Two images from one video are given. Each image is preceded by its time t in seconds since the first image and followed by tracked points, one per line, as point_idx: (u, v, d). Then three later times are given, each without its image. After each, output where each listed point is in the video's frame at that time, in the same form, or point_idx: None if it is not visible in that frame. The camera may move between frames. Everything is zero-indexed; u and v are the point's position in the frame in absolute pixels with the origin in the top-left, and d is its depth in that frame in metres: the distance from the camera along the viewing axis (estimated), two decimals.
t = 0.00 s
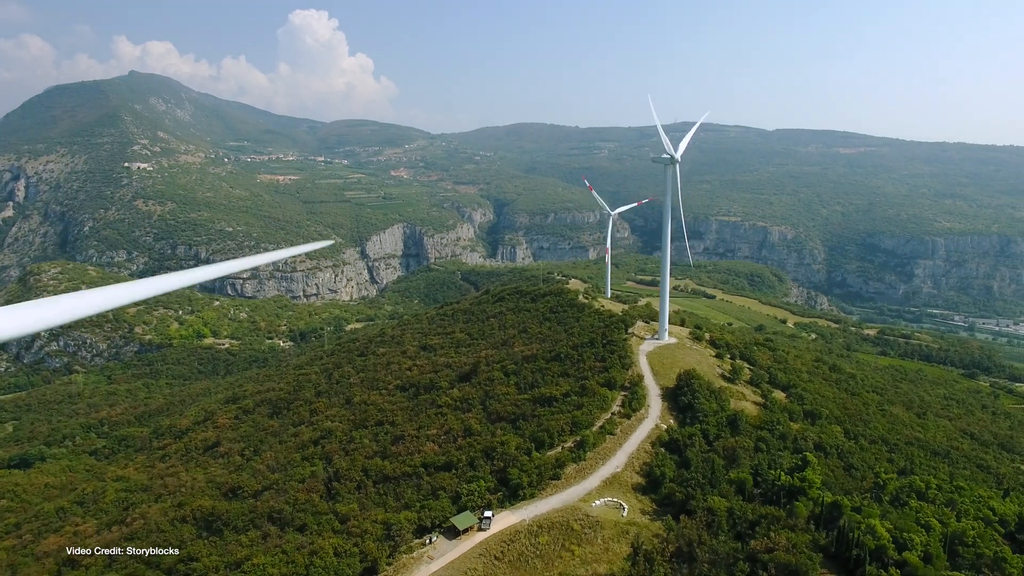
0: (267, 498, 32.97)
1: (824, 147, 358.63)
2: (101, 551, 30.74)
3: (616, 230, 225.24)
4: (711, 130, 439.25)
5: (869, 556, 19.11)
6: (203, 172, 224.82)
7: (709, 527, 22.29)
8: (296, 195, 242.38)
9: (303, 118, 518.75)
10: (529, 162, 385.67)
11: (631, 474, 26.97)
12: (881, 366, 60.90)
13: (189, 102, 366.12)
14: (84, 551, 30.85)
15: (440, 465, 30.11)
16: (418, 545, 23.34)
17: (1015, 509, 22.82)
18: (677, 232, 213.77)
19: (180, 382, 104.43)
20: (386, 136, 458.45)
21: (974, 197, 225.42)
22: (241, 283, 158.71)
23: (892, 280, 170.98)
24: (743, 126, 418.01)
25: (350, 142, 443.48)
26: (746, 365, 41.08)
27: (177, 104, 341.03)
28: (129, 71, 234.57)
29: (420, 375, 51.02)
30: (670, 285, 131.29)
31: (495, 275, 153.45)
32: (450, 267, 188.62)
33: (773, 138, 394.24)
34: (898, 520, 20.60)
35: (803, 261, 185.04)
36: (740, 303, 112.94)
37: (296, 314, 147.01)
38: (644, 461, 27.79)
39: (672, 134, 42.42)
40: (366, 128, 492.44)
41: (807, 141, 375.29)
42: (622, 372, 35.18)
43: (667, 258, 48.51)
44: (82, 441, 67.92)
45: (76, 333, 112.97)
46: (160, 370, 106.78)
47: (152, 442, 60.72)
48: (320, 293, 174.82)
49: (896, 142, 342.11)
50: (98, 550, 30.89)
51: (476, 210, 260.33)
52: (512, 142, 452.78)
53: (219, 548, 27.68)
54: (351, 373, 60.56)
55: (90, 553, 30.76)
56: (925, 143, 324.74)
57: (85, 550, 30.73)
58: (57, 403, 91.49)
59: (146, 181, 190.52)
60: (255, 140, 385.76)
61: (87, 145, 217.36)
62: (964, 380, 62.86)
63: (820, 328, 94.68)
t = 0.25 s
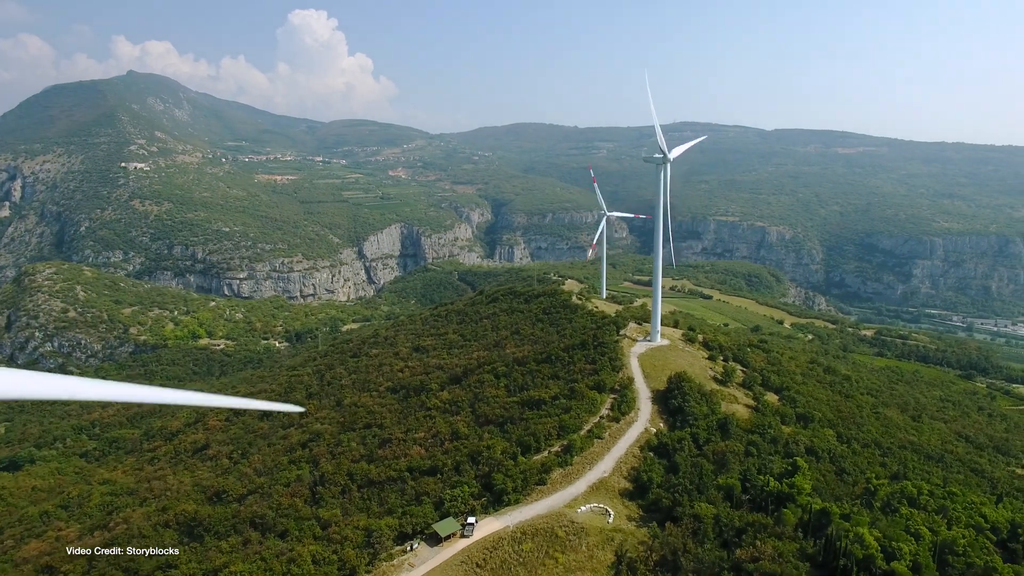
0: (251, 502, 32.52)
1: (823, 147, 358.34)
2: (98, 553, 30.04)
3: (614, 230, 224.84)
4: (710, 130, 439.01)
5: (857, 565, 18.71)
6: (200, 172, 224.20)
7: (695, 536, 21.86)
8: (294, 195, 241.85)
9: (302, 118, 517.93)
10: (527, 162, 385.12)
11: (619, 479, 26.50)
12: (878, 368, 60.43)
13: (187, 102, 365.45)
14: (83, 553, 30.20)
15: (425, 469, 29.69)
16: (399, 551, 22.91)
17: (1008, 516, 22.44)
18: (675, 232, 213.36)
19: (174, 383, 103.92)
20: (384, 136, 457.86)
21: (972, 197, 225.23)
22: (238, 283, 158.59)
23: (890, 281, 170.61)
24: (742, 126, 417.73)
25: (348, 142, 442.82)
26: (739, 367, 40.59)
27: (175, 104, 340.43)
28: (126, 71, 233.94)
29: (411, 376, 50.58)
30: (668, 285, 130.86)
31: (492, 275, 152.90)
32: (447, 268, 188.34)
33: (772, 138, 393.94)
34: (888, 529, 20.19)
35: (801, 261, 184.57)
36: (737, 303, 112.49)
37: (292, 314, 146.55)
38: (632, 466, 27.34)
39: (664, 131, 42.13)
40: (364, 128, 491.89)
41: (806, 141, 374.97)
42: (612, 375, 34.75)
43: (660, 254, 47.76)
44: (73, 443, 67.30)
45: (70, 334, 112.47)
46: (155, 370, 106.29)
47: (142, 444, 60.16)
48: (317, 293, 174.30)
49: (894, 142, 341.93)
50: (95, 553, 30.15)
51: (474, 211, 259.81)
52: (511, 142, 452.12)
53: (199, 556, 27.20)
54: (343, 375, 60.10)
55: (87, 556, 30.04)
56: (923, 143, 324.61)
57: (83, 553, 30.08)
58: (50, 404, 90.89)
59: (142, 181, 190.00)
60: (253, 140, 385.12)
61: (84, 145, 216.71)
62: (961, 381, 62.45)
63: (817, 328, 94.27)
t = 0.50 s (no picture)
0: (232, 507, 31.99)
1: (821, 147, 358.03)
2: (98, 551, 29.20)
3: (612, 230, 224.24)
4: (708, 130, 438.65)
5: None
6: (197, 172, 223.37)
7: (678, 544, 21.37)
8: (291, 195, 241.03)
9: (300, 118, 517.04)
10: (525, 161, 384.42)
11: (603, 485, 26.00)
12: (873, 370, 59.86)
13: (184, 102, 364.46)
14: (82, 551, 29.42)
15: (407, 475, 29.19)
16: (376, 560, 22.40)
17: (998, 524, 22.03)
18: (673, 232, 212.84)
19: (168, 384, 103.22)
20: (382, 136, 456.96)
21: (971, 197, 224.89)
22: (234, 283, 158.04)
23: (888, 281, 170.09)
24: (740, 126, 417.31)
25: (346, 142, 441.91)
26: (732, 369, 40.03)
27: (173, 104, 339.39)
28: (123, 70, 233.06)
29: (401, 379, 50.07)
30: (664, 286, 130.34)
31: (489, 275, 152.26)
32: (444, 268, 188.11)
33: (770, 137, 393.55)
34: (874, 539, 19.80)
35: (799, 261, 183.94)
36: (734, 304, 111.93)
37: (288, 314, 145.94)
38: (617, 472, 26.81)
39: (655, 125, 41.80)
40: (362, 128, 491.10)
41: (804, 141, 374.53)
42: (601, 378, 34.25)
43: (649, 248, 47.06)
44: (61, 446, 66.58)
45: (64, 334, 111.72)
46: (148, 371, 105.60)
47: (131, 446, 59.49)
48: (313, 293, 173.62)
49: (893, 142, 341.62)
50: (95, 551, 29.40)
51: (471, 211, 259.15)
52: (510, 142, 451.40)
53: (176, 564, 26.66)
54: (333, 377, 59.53)
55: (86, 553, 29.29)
56: (922, 143, 324.32)
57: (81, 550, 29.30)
58: (41, 406, 90.10)
59: (139, 181, 189.34)
60: (250, 140, 384.14)
61: (80, 145, 215.83)
62: (957, 383, 61.94)
63: (814, 329, 93.71)
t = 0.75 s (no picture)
0: (215, 512, 31.51)
1: (820, 147, 357.74)
2: (98, 553, 28.62)
3: (610, 230, 223.69)
4: (707, 130, 438.23)
5: None
6: (194, 172, 222.62)
7: (662, 553, 20.92)
8: (288, 195, 240.32)
9: (299, 118, 516.02)
10: (524, 161, 383.77)
11: (589, 491, 25.58)
12: (869, 371, 59.43)
13: (182, 102, 363.77)
14: (80, 554, 28.78)
15: (391, 480, 28.77)
16: (355, 568, 21.99)
17: (990, 532, 21.64)
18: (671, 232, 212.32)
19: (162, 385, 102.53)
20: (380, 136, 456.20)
21: (969, 197, 224.57)
22: (231, 283, 157.33)
23: (887, 280, 169.67)
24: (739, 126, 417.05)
25: (345, 142, 441.02)
26: (724, 371, 39.58)
27: (171, 104, 338.70)
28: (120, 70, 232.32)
29: (392, 380, 49.64)
30: (661, 286, 129.76)
31: (486, 275, 151.66)
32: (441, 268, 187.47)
33: (769, 137, 393.25)
34: (863, 549, 19.40)
35: (797, 261, 183.31)
36: (731, 304, 111.48)
37: (284, 315, 145.30)
38: (604, 477, 26.36)
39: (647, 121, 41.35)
40: (360, 128, 490.31)
41: (803, 140, 374.08)
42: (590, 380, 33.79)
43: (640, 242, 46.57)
44: (51, 448, 65.88)
45: (58, 335, 111.02)
46: (143, 372, 104.92)
47: (121, 448, 58.81)
48: (310, 294, 173.00)
49: (892, 142, 341.35)
50: (95, 552, 28.80)
51: (469, 211, 258.54)
52: (508, 142, 450.74)
53: (153, 570, 26.17)
54: (324, 378, 59.10)
55: (86, 555, 28.71)
56: (920, 143, 324.04)
57: (82, 552, 28.72)
58: (34, 407, 89.38)
59: (135, 181, 188.62)
60: (248, 140, 383.17)
61: (77, 145, 215.00)
62: (954, 384, 61.51)
63: (811, 330, 93.19)
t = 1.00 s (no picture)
0: (194, 517, 30.94)
1: (819, 146, 357.27)
2: (98, 552, 28.80)
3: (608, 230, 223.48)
4: (706, 130, 437.61)
5: None
6: (191, 172, 221.84)
7: (644, 562, 20.42)
8: (285, 195, 239.58)
9: (297, 118, 515.06)
10: (522, 161, 383.06)
11: (573, 497, 25.05)
12: (864, 372, 58.90)
13: (180, 102, 362.81)
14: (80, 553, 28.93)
15: (372, 486, 28.35)
16: None
17: (982, 541, 21.15)
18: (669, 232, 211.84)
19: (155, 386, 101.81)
20: (378, 136, 455.28)
21: (967, 197, 224.21)
22: (227, 283, 156.49)
23: (884, 280, 169.10)
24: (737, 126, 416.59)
25: (343, 141, 440.02)
26: (715, 374, 39.07)
27: (168, 104, 337.90)
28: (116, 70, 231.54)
29: (381, 382, 49.06)
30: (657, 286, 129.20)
31: (482, 275, 151.05)
32: (438, 268, 186.93)
33: (767, 137, 392.80)
34: (849, 562, 18.99)
35: (794, 261, 182.70)
36: (727, 305, 110.92)
37: (279, 315, 144.54)
38: (588, 483, 25.84)
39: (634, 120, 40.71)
40: (359, 128, 489.43)
41: (801, 140, 373.46)
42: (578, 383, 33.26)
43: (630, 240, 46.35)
44: (40, 450, 65.17)
45: (51, 335, 110.32)
46: (136, 373, 104.19)
47: (108, 451, 58.11)
48: (307, 294, 172.30)
49: (890, 142, 340.90)
50: (96, 552, 29.03)
51: (467, 211, 257.86)
52: (507, 142, 450.06)
53: None
54: (314, 380, 58.57)
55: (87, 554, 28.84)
56: (919, 143, 323.59)
57: (82, 551, 28.77)
58: (24, 409, 88.66)
59: (131, 181, 187.89)
60: (246, 140, 382.13)
61: (73, 145, 214.28)
62: (950, 386, 60.98)
63: (807, 330, 92.57)
